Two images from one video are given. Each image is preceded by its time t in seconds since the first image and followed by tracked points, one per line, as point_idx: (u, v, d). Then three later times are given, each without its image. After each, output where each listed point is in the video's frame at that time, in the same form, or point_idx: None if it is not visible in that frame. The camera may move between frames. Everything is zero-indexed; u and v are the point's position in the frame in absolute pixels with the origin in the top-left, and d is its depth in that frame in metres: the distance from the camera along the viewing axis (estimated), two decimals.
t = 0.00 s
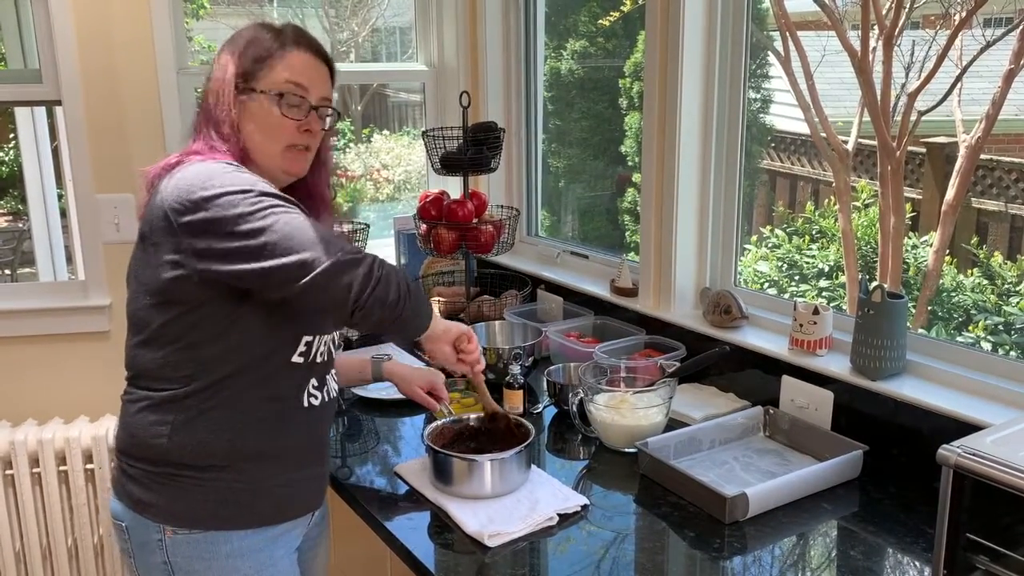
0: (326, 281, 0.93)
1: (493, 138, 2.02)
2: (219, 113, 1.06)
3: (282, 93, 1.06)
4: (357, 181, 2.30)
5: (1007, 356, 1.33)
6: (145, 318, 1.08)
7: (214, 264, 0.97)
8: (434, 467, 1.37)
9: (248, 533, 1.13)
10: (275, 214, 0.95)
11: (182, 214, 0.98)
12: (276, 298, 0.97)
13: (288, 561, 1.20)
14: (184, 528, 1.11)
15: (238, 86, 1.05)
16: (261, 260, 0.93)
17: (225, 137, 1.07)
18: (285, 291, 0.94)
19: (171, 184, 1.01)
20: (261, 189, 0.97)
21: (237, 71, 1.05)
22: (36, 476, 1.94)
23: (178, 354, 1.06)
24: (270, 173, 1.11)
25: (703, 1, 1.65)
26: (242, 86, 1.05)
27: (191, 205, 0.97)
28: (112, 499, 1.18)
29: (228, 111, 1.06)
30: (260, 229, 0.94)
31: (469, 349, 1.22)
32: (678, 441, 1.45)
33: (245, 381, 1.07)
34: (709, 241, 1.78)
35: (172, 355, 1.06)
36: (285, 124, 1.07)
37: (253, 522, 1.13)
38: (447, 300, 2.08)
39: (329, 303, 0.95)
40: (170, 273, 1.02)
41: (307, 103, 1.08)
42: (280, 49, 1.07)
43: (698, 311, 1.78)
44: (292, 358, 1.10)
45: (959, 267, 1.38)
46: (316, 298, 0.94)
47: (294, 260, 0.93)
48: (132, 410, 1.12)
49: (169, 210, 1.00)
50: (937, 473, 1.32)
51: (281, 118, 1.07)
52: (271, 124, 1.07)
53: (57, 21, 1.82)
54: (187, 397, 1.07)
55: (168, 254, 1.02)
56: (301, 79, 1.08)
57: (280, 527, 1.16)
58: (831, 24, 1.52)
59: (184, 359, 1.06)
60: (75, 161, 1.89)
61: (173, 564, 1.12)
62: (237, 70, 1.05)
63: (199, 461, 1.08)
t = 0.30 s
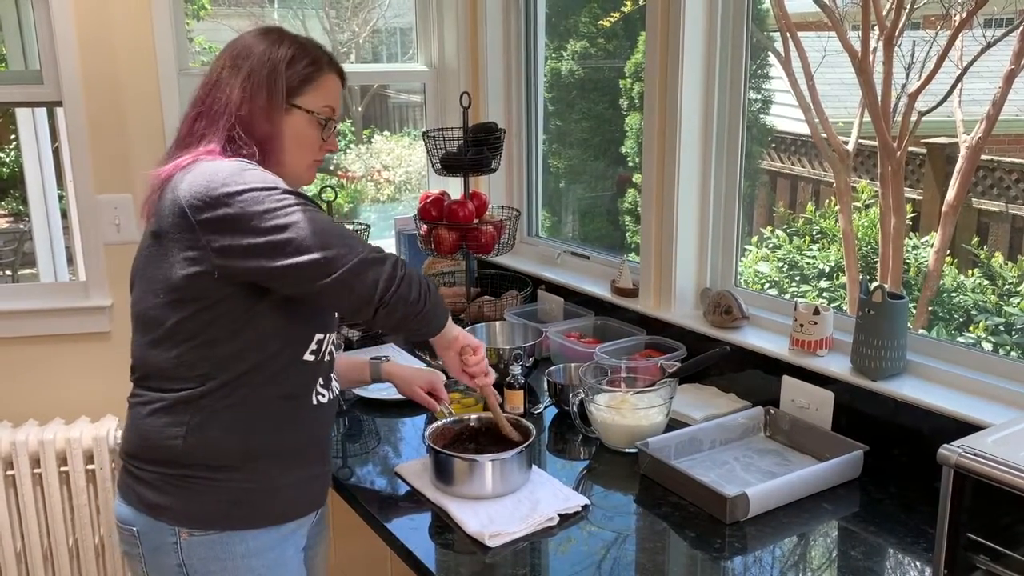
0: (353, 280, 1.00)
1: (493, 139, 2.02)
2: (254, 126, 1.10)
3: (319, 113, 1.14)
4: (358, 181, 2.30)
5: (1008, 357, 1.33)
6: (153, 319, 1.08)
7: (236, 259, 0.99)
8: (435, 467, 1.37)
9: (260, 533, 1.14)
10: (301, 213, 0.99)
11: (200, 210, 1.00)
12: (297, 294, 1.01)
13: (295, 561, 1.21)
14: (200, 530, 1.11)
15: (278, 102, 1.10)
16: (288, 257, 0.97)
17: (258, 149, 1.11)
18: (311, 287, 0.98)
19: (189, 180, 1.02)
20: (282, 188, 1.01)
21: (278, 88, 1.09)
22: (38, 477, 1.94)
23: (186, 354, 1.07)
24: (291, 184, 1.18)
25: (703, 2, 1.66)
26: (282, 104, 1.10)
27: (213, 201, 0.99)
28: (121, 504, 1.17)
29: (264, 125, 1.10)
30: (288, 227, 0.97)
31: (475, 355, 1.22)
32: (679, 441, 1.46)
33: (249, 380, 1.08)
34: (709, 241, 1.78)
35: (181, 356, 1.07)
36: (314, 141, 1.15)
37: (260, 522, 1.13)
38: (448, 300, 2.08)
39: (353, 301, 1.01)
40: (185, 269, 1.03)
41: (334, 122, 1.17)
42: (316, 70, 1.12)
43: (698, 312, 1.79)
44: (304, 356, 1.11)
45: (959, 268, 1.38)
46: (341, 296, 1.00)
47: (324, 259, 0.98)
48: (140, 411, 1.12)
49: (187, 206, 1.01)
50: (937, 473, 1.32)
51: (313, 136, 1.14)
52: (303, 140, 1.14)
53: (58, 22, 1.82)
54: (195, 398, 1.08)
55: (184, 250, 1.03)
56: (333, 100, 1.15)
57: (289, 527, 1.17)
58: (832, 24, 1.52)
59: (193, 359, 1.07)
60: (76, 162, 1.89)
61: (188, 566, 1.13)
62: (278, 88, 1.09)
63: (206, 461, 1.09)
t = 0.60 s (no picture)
0: (375, 265, 1.01)
1: (493, 140, 2.02)
2: (258, 129, 1.11)
3: (323, 119, 1.14)
4: (358, 183, 2.30)
5: (1008, 358, 1.33)
6: (155, 321, 1.09)
7: (255, 251, 1.00)
8: (434, 468, 1.37)
9: (263, 533, 1.14)
10: (317, 201, 1.00)
11: (215, 206, 1.01)
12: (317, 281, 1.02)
13: (297, 561, 1.21)
14: (203, 531, 1.11)
15: (284, 107, 1.11)
16: (308, 247, 0.98)
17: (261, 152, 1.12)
18: (333, 275, 1.00)
19: (202, 175, 1.02)
20: (296, 177, 1.01)
21: (284, 92, 1.10)
22: (38, 478, 1.94)
23: (189, 354, 1.07)
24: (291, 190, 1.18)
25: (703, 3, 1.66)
26: (288, 108, 1.11)
27: (228, 194, 0.99)
28: (122, 506, 1.17)
29: (269, 128, 1.11)
30: (305, 217, 0.98)
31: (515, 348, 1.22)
32: (678, 441, 1.46)
33: (250, 381, 1.08)
34: (709, 242, 1.79)
35: (184, 357, 1.07)
36: (317, 147, 1.16)
37: (262, 522, 1.14)
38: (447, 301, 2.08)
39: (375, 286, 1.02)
40: (191, 269, 1.04)
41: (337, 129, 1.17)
42: (324, 77, 1.13)
43: (698, 312, 1.79)
44: (310, 354, 1.12)
45: (959, 268, 1.39)
46: (363, 281, 1.01)
47: (344, 248, 0.99)
48: (143, 413, 1.13)
49: (201, 201, 1.02)
50: (937, 474, 1.32)
51: (316, 142, 1.15)
52: (306, 146, 1.14)
53: (59, 23, 1.82)
54: (197, 398, 1.08)
55: (197, 247, 1.03)
56: (337, 107, 1.16)
57: (291, 528, 1.17)
58: (832, 25, 1.52)
59: (196, 360, 1.07)
60: (76, 162, 1.90)
61: (191, 566, 1.13)
62: (284, 92, 1.10)
63: (209, 461, 1.09)
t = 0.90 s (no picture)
0: (357, 270, 0.95)
1: (493, 142, 2.02)
2: (262, 132, 1.11)
3: (327, 123, 1.15)
4: (358, 184, 2.31)
5: (1008, 358, 1.33)
6: (156, 322, 1.09)
7: (248, 252, 0.99)
8: (434, 468, 1.38)
9: (265, 534, 1.14)
10: (308, 203, 0.97)
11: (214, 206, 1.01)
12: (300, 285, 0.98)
13: (299, 561, 1.21)
14: (207, 531, 1.12)
15: (288, 110, 1.11)
16: (289, 247, 0.96)
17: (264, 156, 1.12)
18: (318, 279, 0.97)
19: (205, 175, 1.03)
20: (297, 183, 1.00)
21: (288, 96, 1.10)
22: (39, 479, 1.94)
23: (191, 355, 1.07)
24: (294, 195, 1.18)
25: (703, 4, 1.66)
26: (291, 111, 1.11)
27: (227, 192, 1.00)
28: (125, 506, 1.17)
29: (273, 132, 1.11)
30: (292, 216, 0.96)
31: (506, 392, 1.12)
32: (678, 442, 1.46)
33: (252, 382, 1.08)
34: (709, 243, 1.79)
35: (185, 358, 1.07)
36: (321, 150, 1.16)
37: (264, 523, 1.14)
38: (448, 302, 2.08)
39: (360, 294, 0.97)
40: (191, 270, 1.04)
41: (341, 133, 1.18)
42: (327, 80, 1.14)
43: (698, 313, 1.79)
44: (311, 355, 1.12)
45: (960, 269, 1.39)
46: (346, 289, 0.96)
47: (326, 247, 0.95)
48: (145, 413, 1.13)
49: (203, 199, 1.02)
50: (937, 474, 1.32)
51: (320, 146, 1.15)
52: (309, 149, 1.15)
53: (60, 25, 1.83)
54: (198, 399, 1.08)
55: (199, 247, 1.04)
56: (340, 111, 1.16)
57: (294, 528, 1.18)
58: (832, 26, 1.53)
59: (198, 361, 1.07)
60: (76, 163, 1.90)
61: (194, 567, 1.13)
62: (288, 96, 1.10)
63: (211, 462, 1.10)
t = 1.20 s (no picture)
0: (278, 332, 0.94)
1: (493, 142, 2.02)
2: (269, 133, 1.11)
3: (332, 123, 1.16)
4: (358, 184, 2.31)
5: (1009, 358, 1.33)
6: (154, 323, 1.09)
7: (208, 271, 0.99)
8: (434, 469, 1.38)
9: (252, 540, 1.15)
10: (269, 245, 0.95)
11: (194, 214, 1.01)
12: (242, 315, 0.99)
13: (289, 564, 1.22)
14: (189, 535, 1.12)
15: (295, 110, 1.12)
16: (235, 281, 0.96)
17: (272, 156, 1.12)
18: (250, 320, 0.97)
19: (196, 179, 1.03)
20: (273, 214, 0.98)
21: (295, 96, 1.11)
22: (39, 480, 1.94)
23: (185, 357, 1.07)
24: (298, 196, 1.19)
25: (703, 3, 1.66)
26: (299, 112, 1.12)
27: (206, 203, 1.00)
28: (116, 506, 1.19)
29: (280, 132, 1.11)
30: (246, 251, 0.95)
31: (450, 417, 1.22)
32: (679, 443, 1.46)
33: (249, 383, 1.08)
34: (709, 243, 1.79)
35: (182, 359, 1.08)
36: (325, 150, 1.18)
37: (257, 525, 1.14)
38: (447, 303, 2.08)
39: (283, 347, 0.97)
40: (184, 273, 1.04)
41: (345, 133, 1.20)
42: (332, 80, 1.15)
43: (699, 314, 1.79)
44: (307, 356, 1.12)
45: (960, 269, 1.39)
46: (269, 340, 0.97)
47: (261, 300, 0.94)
48: (138, 415, 1.13)
49: (186, 202, 1.03)
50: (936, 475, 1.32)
51: (325, 145, 1.17)
52: (314, 149, 1.16)
53: (60, 25, 1.83)
54: (195, 402, 1.08)
55: (177, 251, 1.04)
56: (344, 112, 1.19)
57: (283, 532, 1.18)
58: (832, 27, 1.53)
59: (194, 363, 1.07)
60: (75, 163, 1.90)
61: (177, 570, 1.14)
62: (296, 96, 1.11)
63: (204, 464, 1.10)
